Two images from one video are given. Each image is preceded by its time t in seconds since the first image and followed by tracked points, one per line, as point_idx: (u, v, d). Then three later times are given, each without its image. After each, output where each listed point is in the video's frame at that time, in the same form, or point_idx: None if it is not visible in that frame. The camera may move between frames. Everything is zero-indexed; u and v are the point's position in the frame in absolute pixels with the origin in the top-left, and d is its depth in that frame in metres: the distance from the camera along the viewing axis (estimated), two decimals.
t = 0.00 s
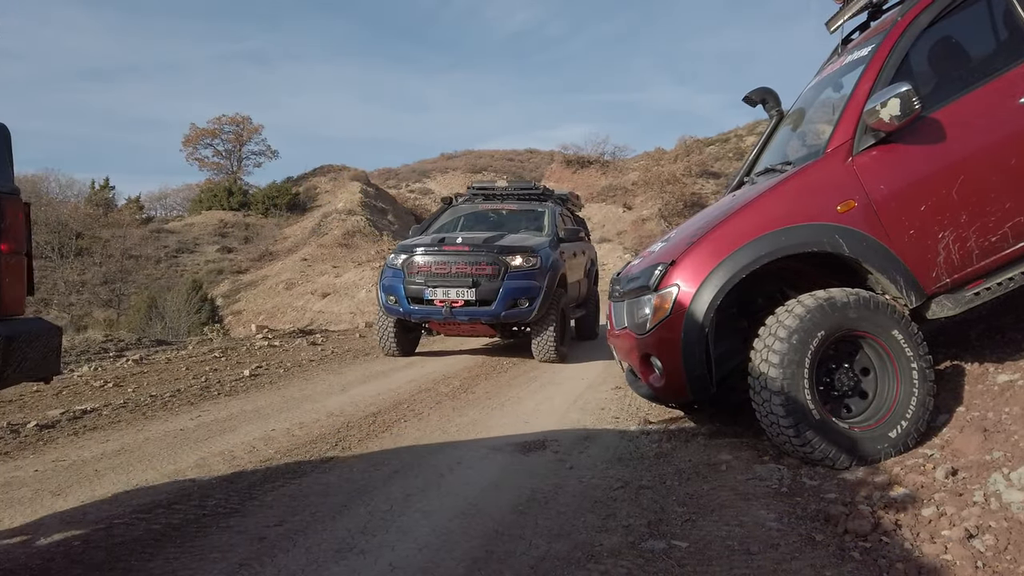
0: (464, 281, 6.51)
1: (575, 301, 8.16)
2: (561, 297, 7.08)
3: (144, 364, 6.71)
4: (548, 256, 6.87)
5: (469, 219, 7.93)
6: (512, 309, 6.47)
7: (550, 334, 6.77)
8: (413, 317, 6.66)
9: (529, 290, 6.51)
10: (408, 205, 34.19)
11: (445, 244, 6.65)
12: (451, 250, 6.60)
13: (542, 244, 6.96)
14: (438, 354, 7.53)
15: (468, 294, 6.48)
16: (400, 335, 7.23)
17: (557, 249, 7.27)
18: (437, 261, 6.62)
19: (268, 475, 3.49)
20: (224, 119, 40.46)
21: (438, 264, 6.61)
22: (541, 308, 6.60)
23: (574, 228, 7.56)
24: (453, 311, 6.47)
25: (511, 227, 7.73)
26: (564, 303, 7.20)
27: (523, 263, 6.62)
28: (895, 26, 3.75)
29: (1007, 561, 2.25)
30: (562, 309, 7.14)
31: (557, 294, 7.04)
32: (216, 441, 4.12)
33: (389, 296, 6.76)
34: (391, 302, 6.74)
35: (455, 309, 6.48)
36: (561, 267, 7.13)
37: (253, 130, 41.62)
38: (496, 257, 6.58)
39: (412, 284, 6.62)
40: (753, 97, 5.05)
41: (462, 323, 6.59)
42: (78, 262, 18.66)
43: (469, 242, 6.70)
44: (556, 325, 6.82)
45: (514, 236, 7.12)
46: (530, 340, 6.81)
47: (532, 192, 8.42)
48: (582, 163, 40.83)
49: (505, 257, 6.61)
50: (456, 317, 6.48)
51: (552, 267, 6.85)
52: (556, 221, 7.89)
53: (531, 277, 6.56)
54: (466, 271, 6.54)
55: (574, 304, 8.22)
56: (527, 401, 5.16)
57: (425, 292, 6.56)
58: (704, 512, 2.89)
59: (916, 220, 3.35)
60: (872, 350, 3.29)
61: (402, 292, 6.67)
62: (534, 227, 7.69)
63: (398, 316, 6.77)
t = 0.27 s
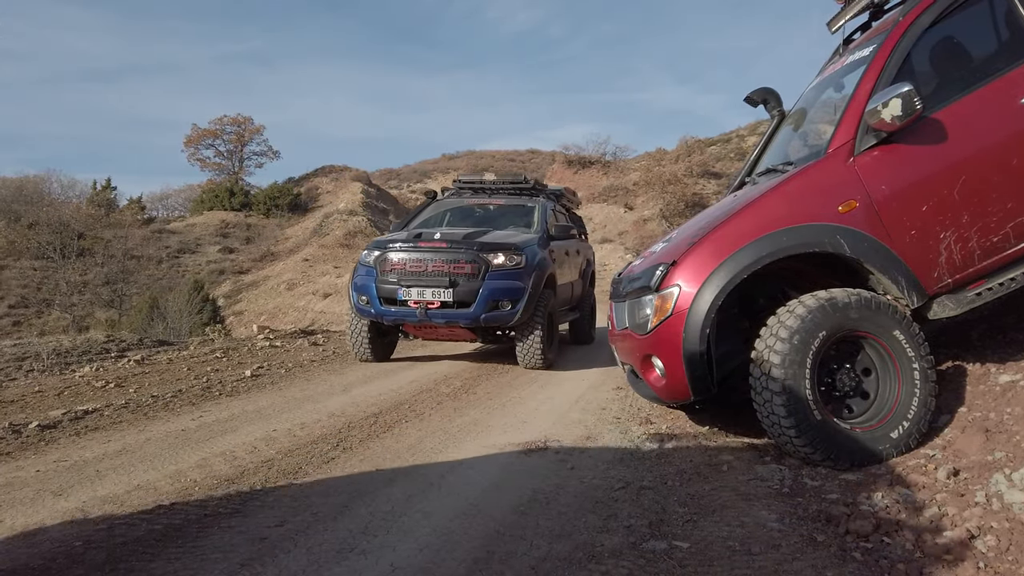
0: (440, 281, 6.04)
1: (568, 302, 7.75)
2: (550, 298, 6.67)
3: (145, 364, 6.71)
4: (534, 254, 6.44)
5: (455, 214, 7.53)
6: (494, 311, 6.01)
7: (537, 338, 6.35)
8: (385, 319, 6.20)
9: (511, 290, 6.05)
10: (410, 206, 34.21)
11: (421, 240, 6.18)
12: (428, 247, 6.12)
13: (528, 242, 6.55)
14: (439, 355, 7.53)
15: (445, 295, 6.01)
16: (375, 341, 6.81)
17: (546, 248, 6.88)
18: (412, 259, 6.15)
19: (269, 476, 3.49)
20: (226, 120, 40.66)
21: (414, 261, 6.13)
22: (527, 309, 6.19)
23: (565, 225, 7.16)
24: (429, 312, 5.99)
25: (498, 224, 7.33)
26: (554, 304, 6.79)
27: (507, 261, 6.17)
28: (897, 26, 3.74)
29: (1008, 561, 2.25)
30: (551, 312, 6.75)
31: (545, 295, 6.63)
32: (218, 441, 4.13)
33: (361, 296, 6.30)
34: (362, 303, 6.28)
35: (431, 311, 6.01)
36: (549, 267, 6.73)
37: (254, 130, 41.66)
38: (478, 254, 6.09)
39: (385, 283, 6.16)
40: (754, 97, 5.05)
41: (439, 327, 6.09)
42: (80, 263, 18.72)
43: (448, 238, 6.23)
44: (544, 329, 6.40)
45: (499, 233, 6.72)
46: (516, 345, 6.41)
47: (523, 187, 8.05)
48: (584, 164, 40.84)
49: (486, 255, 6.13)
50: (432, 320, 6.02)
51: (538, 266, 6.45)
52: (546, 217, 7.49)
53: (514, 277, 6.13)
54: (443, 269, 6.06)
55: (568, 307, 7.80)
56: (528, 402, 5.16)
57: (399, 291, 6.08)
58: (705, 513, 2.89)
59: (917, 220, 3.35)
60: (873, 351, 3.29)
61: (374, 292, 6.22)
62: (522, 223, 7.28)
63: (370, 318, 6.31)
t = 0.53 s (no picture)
0: (413, 279, 5.58)
1: (557, 303, 7.37)
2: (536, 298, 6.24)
3: (147, 364, 6.72)
4: (518, 250, 5.99)
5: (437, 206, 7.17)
6: (473, 312, 5.58)
7: (522, 342, 5.97)
8: (354, 321, 5.75)
9: (492, 289, 5.62)
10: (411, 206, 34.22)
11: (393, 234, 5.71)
12: (400, 241, 5.64)
13: (512, 237, 6.11)
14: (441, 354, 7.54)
15: (418, 294, 5.55)
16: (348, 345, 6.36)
17: (532, 244, 6.46)
18: (383, 255, 5.67)
19: (270, 475, 3.49)
20: (227, 120, 40.74)
21: (384, 258, 5.66)
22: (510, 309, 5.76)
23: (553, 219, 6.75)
24: (400, 314, 5.54)
25: (482, 217, 6.93)
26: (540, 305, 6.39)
27: (487, 258, 5.73)
28: (897, 26, 3.74)
29: (1009, 561, 2.24)
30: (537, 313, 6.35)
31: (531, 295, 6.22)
32: (219, 441, 4.13)
33: (328, 295, 5.83)
34: (329, 304, 5.82)
35: (403, 312, 5.55)
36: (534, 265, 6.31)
37: (255, 130, 41.69)
38: (456, 249, 5.63)
39: (353, 282, 5.69)
40: (755, 96, 5.05)
41: (413, 329, 5.64)
42: (82, 263, 18.76)
43: (423, 233, 5.75)
44: (529, 331, 6.00)
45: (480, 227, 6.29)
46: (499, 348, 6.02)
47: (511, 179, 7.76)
48: (585, 164, 40.84)
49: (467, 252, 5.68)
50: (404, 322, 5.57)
51: (522, 263, 6.02)
52: (533, 210, 7.08)
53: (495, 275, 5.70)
54: (417, 266, 5.60)
55: (557, 308, 7.43)
56: (529, 401, 5.16)
57: (369, 290, 5.62)
58: (706, 512, 2.89)
59: (918, 219, 3.34)
60: (874, 350, 3.28)
61: (341, 291, 5.75)
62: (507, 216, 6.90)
63: (338, 319, 5.84)
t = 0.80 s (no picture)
0: (383, 278, 5.20)
1: (546, 302, 7.04)
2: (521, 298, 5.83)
3: (147, 364, 6.72)
4: (500, 246, 5.61)
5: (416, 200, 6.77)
6: (451, 313, 5.19)
7: (506, 345, 5.53)
8: (320, 325, 5.37)
9: (470, 289, 5.22)
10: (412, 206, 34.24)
11: (360, 230, 5.33)
12: (369, 237, 5.26)
13: (493, 231, 5.72)
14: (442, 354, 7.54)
15: (389, 295, 5.17)
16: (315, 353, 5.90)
17: (517, 239, 6.06)
18: (351, 253, 5.30)
19: (271, 475, 3.49)
20: (228, 120, 40.77)
21: (351, 255, 5.29)
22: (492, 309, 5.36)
23: (539, 211, 6.33)
24: (369, 317, 5.17)
25: (464, 210, 6.52)
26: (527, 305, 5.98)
27: (464, 254, 5.33)
28: (898, 25, 3.74)
29: (1009, 560, 2.24)
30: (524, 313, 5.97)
31: (516, 294, 5.82)
32: (219, 441, 4.13)
33: (293, 298, 5.47)
34: (294, 306, 5.45)
35: (373, 314, 5.18)
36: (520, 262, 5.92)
37: (256, 130, 41.73)
38: (431, 245, 5.24)
39: (319, 283, 5.32)
40: (756, 95, 5.05)
41: (385, 333, 5.26)
42: (83, 262, 18.80)
43: (393, 227, 5.37)
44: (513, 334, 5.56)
45: (459, 222, 5.89)
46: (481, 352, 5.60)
47: (495, 170, 7.41)
48: (586, 164, 40.84)
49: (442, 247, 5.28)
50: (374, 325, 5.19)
51: (505, 260, 5.62)
52: (518, 203, 6.69)
53: (475, 272, 5.30)
54: (386, 264, 5.22)
55: (546, 308, 7.10)
56: (530, 401, 5.16)
57: (335, 291, 5.25)
58: (706, 512, 2.89)
59: (919, 219, 3.34)
60: (875, 350, 3.28)
61: (306, 293, 5.39)
62: (490, 209, 6.52)
63: (304, 323, 5.48)
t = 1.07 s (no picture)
0: (348, 279, 4.78)
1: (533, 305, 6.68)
2: (503, 301, 5.40)
3: (148, 364, 6.72)
4: (479, 243, 5.21)
5: (393, 193, 6.43)
6: (424, 316, 4.78)
7: (487, 351, 5.10)
8: (280, 331, 4.98)
9: (446, 291, 4.81)
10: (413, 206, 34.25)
11: (323, 225, 4.89)
12: (332, 233, 4.83)
13: (472, 228, 5.32)
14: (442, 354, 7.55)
15: (355, 298, 4.75)
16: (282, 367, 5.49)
17: (499, 236, 5.66)
18: (313, 251, 4.87)
19: (271, 475, 3.49)
20: (230, 120, 40.79)
21: (313, 254, 4.87)
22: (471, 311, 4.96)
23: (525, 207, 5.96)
24: (334, 322, 4.77)
25: (444, 205, 6.17)
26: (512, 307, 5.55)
27: (440, 251, 4.91)
28: (899, 24, 3.73)
29: (1010, 560, 2.24)
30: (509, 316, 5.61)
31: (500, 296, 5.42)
32: (220, 440, 4.13)
33: (250, 301, 5.08)
34: (252, 311, 5.06)
35: (337, 319, 4.78)
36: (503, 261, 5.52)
37: (257, 130, 41.76)
38: (403, 242, 4.82)
39: (277, 284, 4.91)
40: (757, 95, 5.04)
41: (352, 339, 4.86)
42: (84, 262, 18.82)
43: (360, 222, 4.94)
44: (494, 340, 5.12)
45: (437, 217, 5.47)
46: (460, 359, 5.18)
47: (479, 162, 6.96)
48: (587, 164, 40.83)
49: (416, 243, 4.86)
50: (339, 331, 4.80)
51: (485, 259, 5.23)
52: (501, 197, 6.32)
53: (451, 272, 4.90)
54: (352, 264, 4.81)
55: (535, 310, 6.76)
56: (530, 401, 5.15)
57: (295, 293, 4.85)
58: (706, 511, 2.89)
59: (919, 218, 3.34)
60: (876, 350, 3.27)
61: (264, 296, 4.99)
62: (471, 203, 6.18)
63: (263, 328, 5.09)
